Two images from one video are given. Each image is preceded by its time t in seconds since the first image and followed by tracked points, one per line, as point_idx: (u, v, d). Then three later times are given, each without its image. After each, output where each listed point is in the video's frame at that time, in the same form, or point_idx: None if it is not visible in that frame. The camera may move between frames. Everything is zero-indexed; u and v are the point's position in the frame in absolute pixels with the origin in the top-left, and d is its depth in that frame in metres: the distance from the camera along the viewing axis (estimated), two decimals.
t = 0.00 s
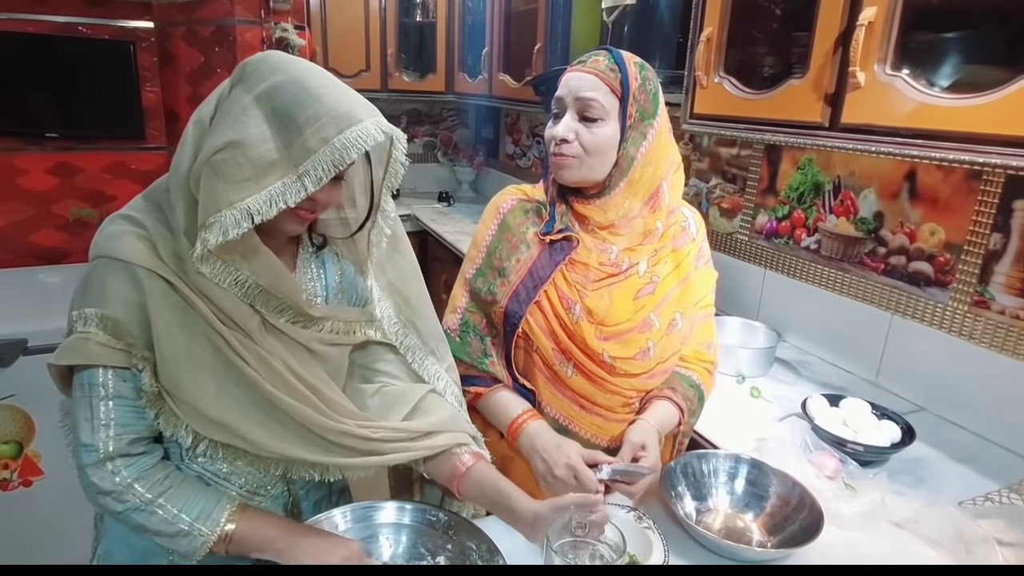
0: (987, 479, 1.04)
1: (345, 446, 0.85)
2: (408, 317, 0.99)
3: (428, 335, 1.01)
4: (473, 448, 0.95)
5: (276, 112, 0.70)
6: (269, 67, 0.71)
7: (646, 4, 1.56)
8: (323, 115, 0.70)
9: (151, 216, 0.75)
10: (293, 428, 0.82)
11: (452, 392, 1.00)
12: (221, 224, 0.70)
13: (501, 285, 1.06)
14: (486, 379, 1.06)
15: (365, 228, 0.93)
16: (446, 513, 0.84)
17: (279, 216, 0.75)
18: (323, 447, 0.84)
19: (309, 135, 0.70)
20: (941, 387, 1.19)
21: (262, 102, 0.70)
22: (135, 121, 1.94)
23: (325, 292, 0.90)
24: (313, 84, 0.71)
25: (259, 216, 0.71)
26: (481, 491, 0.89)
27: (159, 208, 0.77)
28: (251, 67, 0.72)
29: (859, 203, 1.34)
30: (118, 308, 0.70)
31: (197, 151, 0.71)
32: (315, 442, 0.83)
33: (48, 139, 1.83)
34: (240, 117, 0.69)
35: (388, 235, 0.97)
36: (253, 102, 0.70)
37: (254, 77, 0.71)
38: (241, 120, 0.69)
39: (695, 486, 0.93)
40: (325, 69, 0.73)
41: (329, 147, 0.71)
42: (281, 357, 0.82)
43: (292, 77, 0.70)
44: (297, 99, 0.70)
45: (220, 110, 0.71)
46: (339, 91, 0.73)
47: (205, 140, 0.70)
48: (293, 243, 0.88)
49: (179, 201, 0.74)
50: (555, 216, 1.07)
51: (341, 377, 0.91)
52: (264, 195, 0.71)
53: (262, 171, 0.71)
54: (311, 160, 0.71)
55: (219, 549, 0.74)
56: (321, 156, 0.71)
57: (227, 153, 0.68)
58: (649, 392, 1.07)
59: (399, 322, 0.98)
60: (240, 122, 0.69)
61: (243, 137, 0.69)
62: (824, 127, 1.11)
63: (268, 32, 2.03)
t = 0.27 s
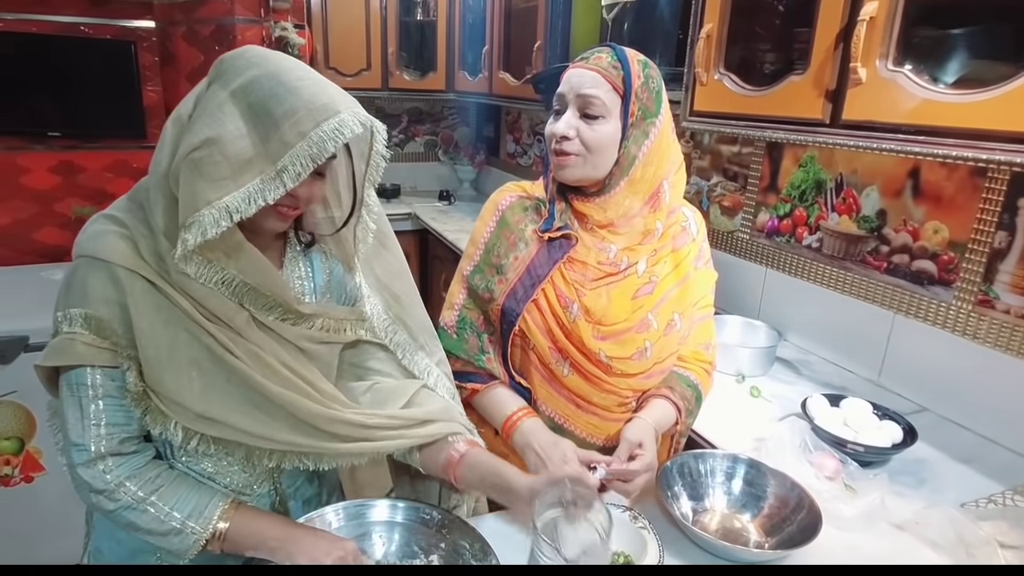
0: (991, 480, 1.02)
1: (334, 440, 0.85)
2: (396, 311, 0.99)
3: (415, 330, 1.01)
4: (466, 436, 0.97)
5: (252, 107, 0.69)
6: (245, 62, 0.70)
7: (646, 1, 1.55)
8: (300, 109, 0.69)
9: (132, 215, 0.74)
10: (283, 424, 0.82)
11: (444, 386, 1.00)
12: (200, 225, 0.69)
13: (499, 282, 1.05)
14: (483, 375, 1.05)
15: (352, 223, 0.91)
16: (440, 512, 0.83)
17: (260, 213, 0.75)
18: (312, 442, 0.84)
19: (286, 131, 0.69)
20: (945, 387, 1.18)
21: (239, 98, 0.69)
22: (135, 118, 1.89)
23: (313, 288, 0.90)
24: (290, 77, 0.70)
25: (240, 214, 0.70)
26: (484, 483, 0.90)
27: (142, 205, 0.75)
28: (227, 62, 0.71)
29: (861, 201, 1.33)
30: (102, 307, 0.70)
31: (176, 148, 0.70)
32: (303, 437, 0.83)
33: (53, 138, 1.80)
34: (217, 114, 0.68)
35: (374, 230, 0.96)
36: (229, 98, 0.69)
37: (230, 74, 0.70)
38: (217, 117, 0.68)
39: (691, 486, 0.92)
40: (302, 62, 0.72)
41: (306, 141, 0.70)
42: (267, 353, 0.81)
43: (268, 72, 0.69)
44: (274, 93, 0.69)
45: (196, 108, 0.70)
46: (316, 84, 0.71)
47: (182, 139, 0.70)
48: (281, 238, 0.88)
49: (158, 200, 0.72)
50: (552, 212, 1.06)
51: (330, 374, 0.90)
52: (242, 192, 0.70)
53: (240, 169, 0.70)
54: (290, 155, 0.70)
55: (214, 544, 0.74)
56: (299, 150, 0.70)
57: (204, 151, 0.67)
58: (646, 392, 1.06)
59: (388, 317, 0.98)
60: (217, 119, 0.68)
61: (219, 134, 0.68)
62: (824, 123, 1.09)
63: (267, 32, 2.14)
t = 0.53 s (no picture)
0: (1000, 481, 1.00)
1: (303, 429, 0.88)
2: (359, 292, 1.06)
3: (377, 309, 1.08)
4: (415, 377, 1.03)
5: (207, 104, 0.68)
6: (195, 57, 0.69)
7: None
8: (259, 108, 0.69)
9: (97, 221, 0.72)
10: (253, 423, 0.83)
11: (404, 357, 1.06)
12: (165, 230, 0.70)
13: (495, 279, 1.05)
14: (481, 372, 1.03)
15: (317, 211, 0.94)
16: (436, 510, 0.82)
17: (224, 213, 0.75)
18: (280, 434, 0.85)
19: (246, 130, 0.69)
20: (954, 386, 1.15)
21: (194, 96, 0.68)
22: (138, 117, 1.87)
23: (280, 275, 0.94)
24: (248, 72, 0.68)
25: (205, 217, 0.71)
26: (429, 406, 0.98)
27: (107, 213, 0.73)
28: (179, 56, 0.69)
29: (868, 195, 1.30)
30: (74, 319, 0.69)
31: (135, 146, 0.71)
32: (274, 431, 0.85)
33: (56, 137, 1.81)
34: (176, 113, 0.67)
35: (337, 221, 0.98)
36: (184, 96, 0.68)
37: (182, 68, 0.69)
38: (172, 116, 0.67)
39: (690, 485, 0.90)
40: (260, 56, 0.70)
41: (268, 141, 0.70)
42: (238, 349, 0.82)
43: (226, 67, 0.68)
44: (231, 91, 0.68)
45: (151, 106, 0.69)
46: (276, 80, 0.71)
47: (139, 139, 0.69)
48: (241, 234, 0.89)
49: (125, 201, 0.72)
50: (549, 209, 1.04)
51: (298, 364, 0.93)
52: (205, 195, 0.70)
53: (200, 171, 0.70)
54: (253, 155, 0.70)
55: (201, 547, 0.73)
56: (260, 149, 0.70)
57: (162, 154, 0.67)
58: (644, 390, 1.03)
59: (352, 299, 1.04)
60: (177, 120, 0.67)
61: (177, 137, 0.67)
62: (829, 116, 1.07)
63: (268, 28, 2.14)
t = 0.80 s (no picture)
0: (1015, 490, 0.96)
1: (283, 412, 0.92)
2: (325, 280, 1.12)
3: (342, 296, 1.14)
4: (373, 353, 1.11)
5: (181, 98, 0.72)
6: (165, 54, 0.73)
7: None
8: (233, 102, 0.73)
9: (72, 225, 0.76)
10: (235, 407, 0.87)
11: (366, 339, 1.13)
12: (148, 227, 0.73)
13: (492, 275, 1.00)
14: (476, 370, 0.99)
15: (287, 204, 1.00)
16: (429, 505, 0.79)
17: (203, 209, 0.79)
18: (261, 415, 0.90)
19: (221, 123, 0.73)
20: (968, 391, 1.10)
21: (167, 92, 0.72)
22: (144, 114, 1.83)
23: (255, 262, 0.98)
24: (218, 67, 0.73)
25: (187, 212, 0.75)
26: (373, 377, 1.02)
27: (85, 214, 0.78)
28: (147, 53, 0.73)
29: (882, 193, 1.25)
30: (51, 323, 0.72)
31: (105, 138, 0.74)
32: (257, 415, 0.89)
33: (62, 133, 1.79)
34: (150, 112, 0.71)
35: (308, 214, 1.05)
36: (157, 91, 0.72)
37: (151, 62, 0.73)
38: (148, 112, 0.71)
39: (688, 487, 0.87)
40: (227, 50, 0.75)
41: (244, 136, 0.75)
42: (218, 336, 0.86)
43: (195, 64, 0.72)
44: (203, 86, 0.72)
45: (123, 106, 0.72)
46: (244, 74, 0.75)
47: (114, 139, 0.72)
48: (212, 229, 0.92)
49: (103, 198, 0.76)
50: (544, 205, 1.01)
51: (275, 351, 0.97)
52: (187, 192, 0.74)
53: (179, 165, 0.74)
54: (231, 149, 0.75)
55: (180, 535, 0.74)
56: (237, 143, 0.75)
57: (139, 152, 0.71)
58: (642, 389, 1.00)
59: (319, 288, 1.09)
60: (150, 118, 0.71)
61: (153, 134, 0.71)
62: (841, 110, 1.03)
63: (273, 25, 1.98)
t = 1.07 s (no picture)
0: None
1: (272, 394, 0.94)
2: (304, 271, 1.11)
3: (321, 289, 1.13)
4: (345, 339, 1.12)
5: (162, 98, 0.70)
6: (146, 51, 0.71)
7: None
8: (215, 103, 0.71)
9: (54, 222, 0.74)
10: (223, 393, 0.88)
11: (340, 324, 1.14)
12: (133, 229, 0.71)
13: (486, 276, 0.96)
14: (468, 373, 0.96)
15: (270, 203, 0.96)
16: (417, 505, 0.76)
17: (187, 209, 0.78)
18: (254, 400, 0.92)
19: (203, 123, 0.71)
20: (984, 405, 1.06)
21: (149, 91, 0.70)
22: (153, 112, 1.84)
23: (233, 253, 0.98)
24: (199, 68, 0.71)
25: (170, 214, 0.73)
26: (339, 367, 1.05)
27: (65, 210, 0.75)
28: (129, 50, 0.71)
29: (899, 198, 1.20)
30: (41, 326, 0.70)
31: (86, 134, 0.72)
32: (248, 400, 0.91)
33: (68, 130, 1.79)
34: (132, 113, 0.69)
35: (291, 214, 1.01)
36: (139, 91, 0.70)
37: (133, 61, 0.71)
38: (129, 112, 0.69)
39: (684, 497, 0.84)
40: (209, 48, 0.73)
41: (225, 135, 0.72)
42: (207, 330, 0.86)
43: (177, 63, 0.70)
44: (184, 86, 0.70)
45: (105, 104, 0.70)
46: (227, 76, 0.73)
47: (97, 138, 0.70)
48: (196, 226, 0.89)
49: (89, 197, 0.74)
50: (535, 208, 0.97)
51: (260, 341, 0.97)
52: (168, 193, 0.72)
53: (163, 167, 0.72)
54: (212, 150, 0.72)
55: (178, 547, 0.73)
56: (218, 143, 0.72)
57: (122, 155, 0.69)
58: (640, 393, 0.97)
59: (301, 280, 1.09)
60: (132, 121, 0.69)
61: (135, 136, 0.69)
62: (854, 112, 0.98)
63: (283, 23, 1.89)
